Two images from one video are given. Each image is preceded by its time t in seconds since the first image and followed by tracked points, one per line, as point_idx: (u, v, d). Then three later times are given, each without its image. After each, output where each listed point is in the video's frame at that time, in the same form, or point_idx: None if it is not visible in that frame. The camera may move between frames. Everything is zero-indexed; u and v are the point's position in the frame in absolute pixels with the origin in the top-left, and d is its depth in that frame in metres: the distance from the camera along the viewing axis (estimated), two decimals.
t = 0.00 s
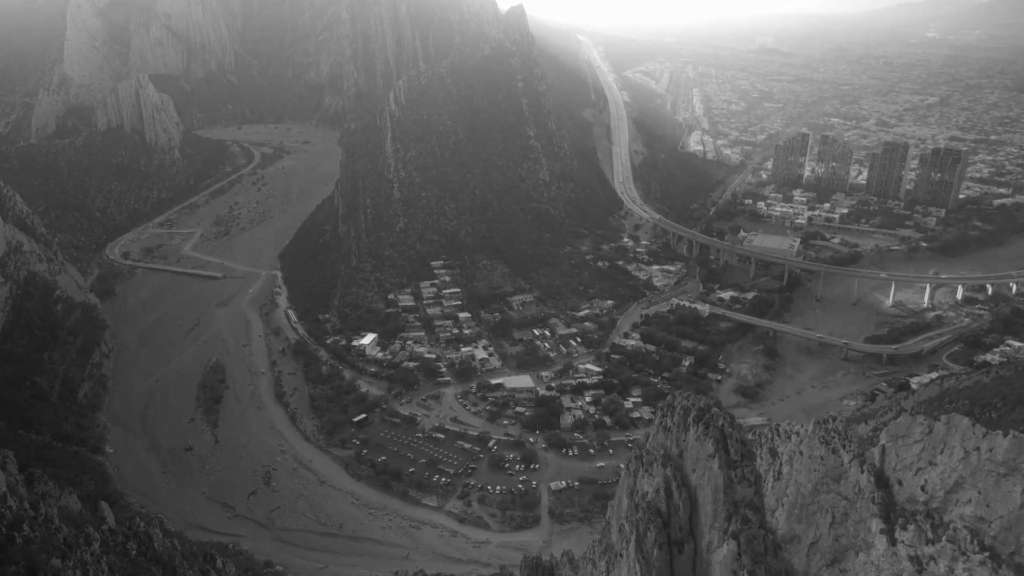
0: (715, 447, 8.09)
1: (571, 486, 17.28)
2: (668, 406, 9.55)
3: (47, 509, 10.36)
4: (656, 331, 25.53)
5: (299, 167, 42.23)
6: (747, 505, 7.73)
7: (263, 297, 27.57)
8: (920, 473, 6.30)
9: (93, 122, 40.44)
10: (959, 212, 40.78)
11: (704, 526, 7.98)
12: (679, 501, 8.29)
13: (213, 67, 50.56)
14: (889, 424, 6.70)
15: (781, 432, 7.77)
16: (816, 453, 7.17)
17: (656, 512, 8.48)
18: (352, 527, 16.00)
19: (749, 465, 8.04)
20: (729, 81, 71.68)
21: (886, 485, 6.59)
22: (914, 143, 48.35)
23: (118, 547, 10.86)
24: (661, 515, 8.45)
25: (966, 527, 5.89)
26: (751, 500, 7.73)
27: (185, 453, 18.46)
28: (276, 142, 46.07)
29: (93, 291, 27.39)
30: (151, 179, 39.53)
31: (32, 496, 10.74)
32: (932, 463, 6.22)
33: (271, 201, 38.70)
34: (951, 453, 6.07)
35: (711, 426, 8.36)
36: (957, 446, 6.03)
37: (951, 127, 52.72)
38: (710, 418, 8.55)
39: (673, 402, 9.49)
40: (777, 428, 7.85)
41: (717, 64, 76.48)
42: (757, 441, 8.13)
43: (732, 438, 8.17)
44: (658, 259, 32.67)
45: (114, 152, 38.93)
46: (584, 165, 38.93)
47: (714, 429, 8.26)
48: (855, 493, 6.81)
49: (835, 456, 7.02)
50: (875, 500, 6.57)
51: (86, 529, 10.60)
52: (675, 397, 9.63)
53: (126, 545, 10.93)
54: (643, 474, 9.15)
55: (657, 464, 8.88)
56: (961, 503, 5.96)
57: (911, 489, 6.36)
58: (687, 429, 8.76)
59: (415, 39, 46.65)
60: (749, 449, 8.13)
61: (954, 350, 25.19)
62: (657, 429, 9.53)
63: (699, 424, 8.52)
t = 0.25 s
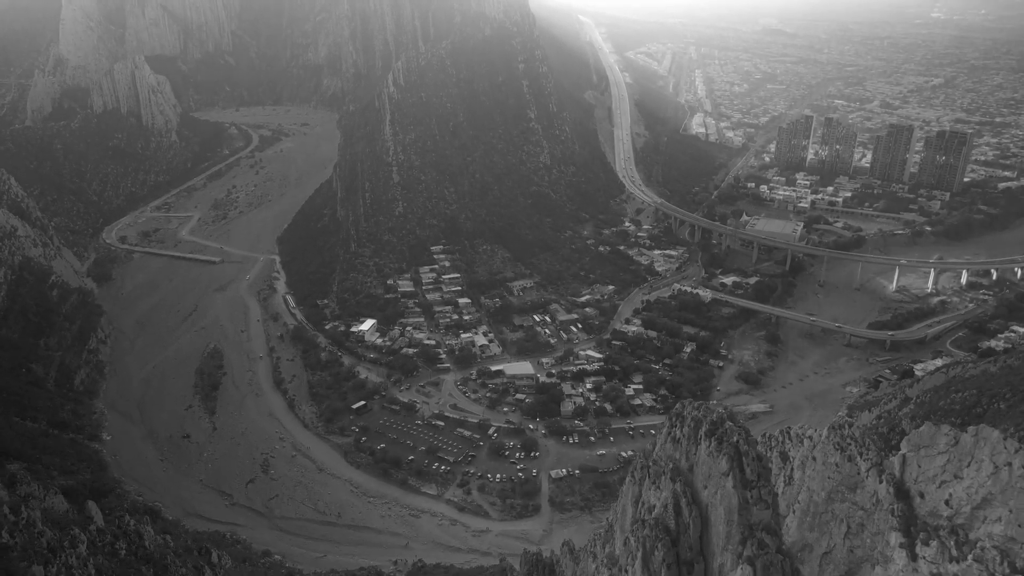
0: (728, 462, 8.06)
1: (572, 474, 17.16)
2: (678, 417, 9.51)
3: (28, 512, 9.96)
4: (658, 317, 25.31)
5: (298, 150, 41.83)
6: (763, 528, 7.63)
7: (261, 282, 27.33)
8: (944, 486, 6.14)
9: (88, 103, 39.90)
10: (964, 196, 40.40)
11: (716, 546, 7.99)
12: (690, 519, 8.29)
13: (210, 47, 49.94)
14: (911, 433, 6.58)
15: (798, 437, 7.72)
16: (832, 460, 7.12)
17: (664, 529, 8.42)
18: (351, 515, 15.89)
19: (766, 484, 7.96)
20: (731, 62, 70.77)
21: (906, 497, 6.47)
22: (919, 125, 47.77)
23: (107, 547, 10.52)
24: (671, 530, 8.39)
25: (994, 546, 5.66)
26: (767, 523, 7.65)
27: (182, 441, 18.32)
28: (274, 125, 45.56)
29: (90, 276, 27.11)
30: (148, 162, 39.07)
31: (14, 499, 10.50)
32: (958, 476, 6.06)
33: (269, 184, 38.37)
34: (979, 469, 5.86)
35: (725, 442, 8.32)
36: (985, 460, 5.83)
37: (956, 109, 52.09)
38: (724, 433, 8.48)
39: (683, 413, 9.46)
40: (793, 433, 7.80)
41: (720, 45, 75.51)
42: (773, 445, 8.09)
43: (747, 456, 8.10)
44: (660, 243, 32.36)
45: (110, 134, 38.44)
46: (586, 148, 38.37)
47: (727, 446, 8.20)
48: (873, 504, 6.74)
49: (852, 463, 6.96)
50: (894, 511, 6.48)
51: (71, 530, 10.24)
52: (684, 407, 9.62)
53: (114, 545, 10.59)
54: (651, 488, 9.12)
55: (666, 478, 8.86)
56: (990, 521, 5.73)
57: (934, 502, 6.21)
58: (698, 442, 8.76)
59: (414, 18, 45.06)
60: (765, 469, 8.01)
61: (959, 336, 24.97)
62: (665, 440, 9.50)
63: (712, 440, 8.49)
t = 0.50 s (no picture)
0: (743, 482, 7.88)
1: (573, 464, 17.01)
2: (689, 430, 9.23)
3: (9, 518, 9.61)
4: (659, 304, 25.08)
5: (296, 133, 41.41)
6: (780, 553, 7.49)
7: (260, 268, 27.11)
8: (969, 502, 6.12)
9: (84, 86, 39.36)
10: (969, 180, 40.01)
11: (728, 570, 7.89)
12: (701, 540, 8.14)
13: (208, 29, 49.38)
14: (934, 445, 6.55)
15: (811, 442, 7.65)
16: (848, 469, 7.09)
17: (673, 548, 8.34)
18: (350, 505, 15.78)
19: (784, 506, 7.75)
20: (734, 44, 69.91)
21: (928, 512, 6.44)
22: (923, 108, 47.21)
23: (96, 549, 10.23)
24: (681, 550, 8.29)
25: None
26: (785, 550, 7.47)
27: (180, 429, 18.18)
28: (273, 108, 45.10)
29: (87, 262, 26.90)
30: (145, 146, 38.60)
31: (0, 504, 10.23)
32: (984, 492, 6.04)
33: (267, 168, 38.03)
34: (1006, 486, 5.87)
35: (740, 461, 8.08)
36: (1014, 478, 5.82)
37: (961, 92, 51.48)
38: (738, 451, 8.22)
39: (693, 426, 9.20)
40: (806, 437, 7.74)
41: (722, 27, 74.42)
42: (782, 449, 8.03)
43: (764, 477, 7.84)
44: (661, 229, 32.06)
45: (107, 117, 37.90)
46: (589, 132, 37.81)
47: (743, 466, 7.97)
48: (892, 516, 6.70)
49: (869, 473, 6.93)
50: (915, 525, 6.45)
51: (56, 533, 9.92)
52: (696, 420, 9.38)
53: (103, 547, 10.30)
54: (659, 503, 8.94)
55: (676, 495, 8.68)
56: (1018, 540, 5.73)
57: (958, 518, 6.19)
58: (710, 459, 8.56)
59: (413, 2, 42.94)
60: (783, 490, 7.74)
61: (963, 323, 24.76)
62: (674, 453, 9.26)
63: (726, 457, 8.26)
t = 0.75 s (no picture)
0: (759, 510, 7.67)
1: (574, 453, 16.88)
2: (699, 445, 9.13)
3: None
4: (661, 291, 24.86)
5: (294, 116, 40.97)
6: None
7: (258, 254, 26.86)
8: (997, 522, 6.04)
9: (80, 69, 38.67)
10: (974, 164, 39.58)
11: None
12: (713, 566, 7.88)
13: (205, 10, 48.77)
14: (960, 461, 6.51)
15: (825, 449, 7.72)
16: (864, 481, 7.12)
17: (681, 571, 8.09)
18: (348, 495, 15.66)
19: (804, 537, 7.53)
20: (737, 26, 68.95)
21: (951, 529, 6.39)
22: (928, 92, 46.65)
23: (84, 552, 10.07)
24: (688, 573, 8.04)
25: None
26: None
27: (178, 417, 18.05)
28: (271, 90, 44.59)
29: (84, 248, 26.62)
30: (142, 129, 38.03)
31: None
32: (1014, 512, 5.94)
33: (265, 152, 37.64)
34: None
35: (756, 486, 7.89)
36: None
37: (966, 75, 50.88)
38: (754, 475, 8.03)
39: (705, 442, 9.09)
40: (819, 444, 7.82)
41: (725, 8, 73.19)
42: (792, 455, 8.13)
43: (784, 506, 7.67)
44: (663, 214, 31.74)
45: (103, 101, 37.15)
46: (591, 115, 37.28)
47: (761, 492, 7.77)
48: (911, 532, 6.66)
49: (888, 487, 6.95)
50: (937, 542, 6.39)
51: (41, 538, 9.74)
52: (706, 435, 9.27)
53: (91, 549, 10.16)
54: (667, 523, 8.71)
55: (686, 517, 8.47)
56: None
57: (984, 538, 6.12)
58: (723, 481, 8.35)
59: None
60: (804, 522, 7.55)
61: (967, 310, 24.57)
62: (683, 469, 9.12)
63: (740, 481, 8.05)
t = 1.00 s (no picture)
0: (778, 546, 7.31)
1: (574, 443, 16.74)
2: (712, 466, 8.82)
3: None
4: (663, 278, 24.62)
5: (292, 100, 40.50)
6: None
7: (256, 241, 26.59)
8: None
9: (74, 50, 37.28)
10: (978, 149, 39.17)
11: None
12: None
13: None
14: (986, 482, 6.79)
15: (838, 459, 7.96)
16: (881, 494, 7.27)
17: None
18: (347, 485, 15.56)
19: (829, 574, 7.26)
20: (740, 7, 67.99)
21: (976, 551, 6.60)
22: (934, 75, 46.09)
23: (72, 555, 9.84)
24: None
25: None
26: None
27: (175, 406, 17.90)
28: (269, 74, 44.07)
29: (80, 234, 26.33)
30: (138, 113, 37.54)
31: None
32: None
33: (263, 136, 37.25)
34: None
35: (775, 519, 7.55)
36: None
37: (970, 58, 50.29)
38: (773, 507, 7.71)
39: (717, 464, 8.80)
40: (832, 454, 8.05)
41: None
42: (803, 465, 8.33)
43: (806, 542, 7.36)
44: (665, 199, 31.41)
45: (98, 83, 36.39)
46: (592, 100, 36.86)
47: (781, 526, 7.45)
48: (931, 550, 6.83)
49: (907, 502, 7.13)
50: (961, 562, 6.56)
51: (25, 541, 9.41)
52: (720, 455, 8.99)
53: (80, 551, 9.91)
54: (675, 545, 8.31)
55: (696, 540, 8.05)
56: None
57: (1008, 562, 6.37)
58: (738, 509, 7.99)
59: None
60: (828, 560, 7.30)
61: (971, 298, 24.36)
62: (692, 490, 8.75)
63: (758, 512, 7.69)
